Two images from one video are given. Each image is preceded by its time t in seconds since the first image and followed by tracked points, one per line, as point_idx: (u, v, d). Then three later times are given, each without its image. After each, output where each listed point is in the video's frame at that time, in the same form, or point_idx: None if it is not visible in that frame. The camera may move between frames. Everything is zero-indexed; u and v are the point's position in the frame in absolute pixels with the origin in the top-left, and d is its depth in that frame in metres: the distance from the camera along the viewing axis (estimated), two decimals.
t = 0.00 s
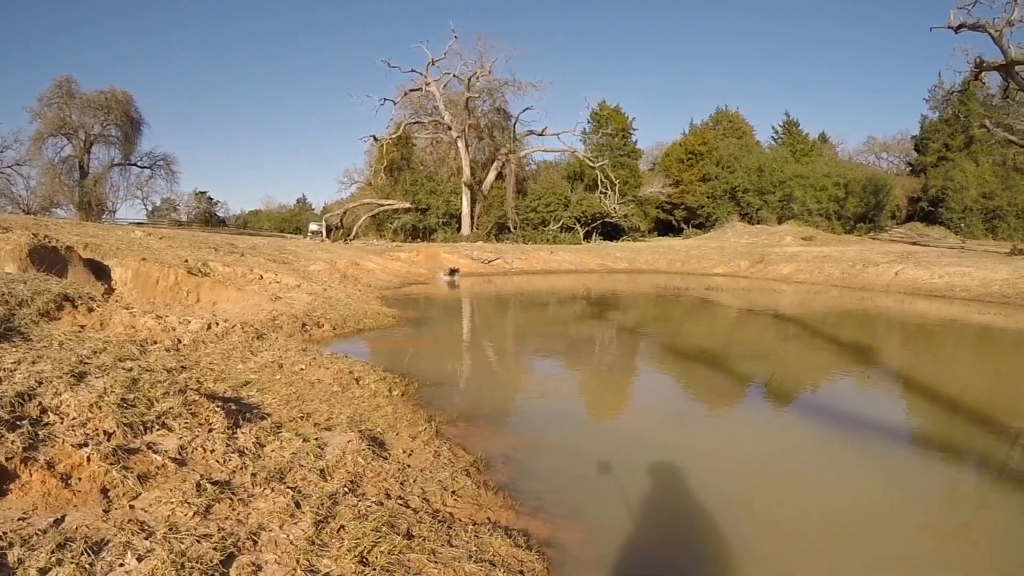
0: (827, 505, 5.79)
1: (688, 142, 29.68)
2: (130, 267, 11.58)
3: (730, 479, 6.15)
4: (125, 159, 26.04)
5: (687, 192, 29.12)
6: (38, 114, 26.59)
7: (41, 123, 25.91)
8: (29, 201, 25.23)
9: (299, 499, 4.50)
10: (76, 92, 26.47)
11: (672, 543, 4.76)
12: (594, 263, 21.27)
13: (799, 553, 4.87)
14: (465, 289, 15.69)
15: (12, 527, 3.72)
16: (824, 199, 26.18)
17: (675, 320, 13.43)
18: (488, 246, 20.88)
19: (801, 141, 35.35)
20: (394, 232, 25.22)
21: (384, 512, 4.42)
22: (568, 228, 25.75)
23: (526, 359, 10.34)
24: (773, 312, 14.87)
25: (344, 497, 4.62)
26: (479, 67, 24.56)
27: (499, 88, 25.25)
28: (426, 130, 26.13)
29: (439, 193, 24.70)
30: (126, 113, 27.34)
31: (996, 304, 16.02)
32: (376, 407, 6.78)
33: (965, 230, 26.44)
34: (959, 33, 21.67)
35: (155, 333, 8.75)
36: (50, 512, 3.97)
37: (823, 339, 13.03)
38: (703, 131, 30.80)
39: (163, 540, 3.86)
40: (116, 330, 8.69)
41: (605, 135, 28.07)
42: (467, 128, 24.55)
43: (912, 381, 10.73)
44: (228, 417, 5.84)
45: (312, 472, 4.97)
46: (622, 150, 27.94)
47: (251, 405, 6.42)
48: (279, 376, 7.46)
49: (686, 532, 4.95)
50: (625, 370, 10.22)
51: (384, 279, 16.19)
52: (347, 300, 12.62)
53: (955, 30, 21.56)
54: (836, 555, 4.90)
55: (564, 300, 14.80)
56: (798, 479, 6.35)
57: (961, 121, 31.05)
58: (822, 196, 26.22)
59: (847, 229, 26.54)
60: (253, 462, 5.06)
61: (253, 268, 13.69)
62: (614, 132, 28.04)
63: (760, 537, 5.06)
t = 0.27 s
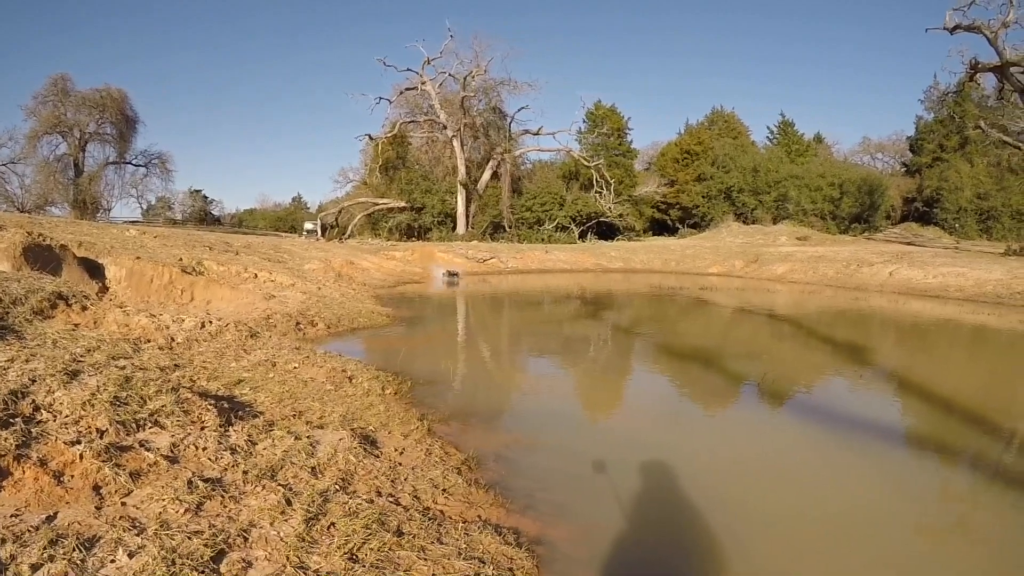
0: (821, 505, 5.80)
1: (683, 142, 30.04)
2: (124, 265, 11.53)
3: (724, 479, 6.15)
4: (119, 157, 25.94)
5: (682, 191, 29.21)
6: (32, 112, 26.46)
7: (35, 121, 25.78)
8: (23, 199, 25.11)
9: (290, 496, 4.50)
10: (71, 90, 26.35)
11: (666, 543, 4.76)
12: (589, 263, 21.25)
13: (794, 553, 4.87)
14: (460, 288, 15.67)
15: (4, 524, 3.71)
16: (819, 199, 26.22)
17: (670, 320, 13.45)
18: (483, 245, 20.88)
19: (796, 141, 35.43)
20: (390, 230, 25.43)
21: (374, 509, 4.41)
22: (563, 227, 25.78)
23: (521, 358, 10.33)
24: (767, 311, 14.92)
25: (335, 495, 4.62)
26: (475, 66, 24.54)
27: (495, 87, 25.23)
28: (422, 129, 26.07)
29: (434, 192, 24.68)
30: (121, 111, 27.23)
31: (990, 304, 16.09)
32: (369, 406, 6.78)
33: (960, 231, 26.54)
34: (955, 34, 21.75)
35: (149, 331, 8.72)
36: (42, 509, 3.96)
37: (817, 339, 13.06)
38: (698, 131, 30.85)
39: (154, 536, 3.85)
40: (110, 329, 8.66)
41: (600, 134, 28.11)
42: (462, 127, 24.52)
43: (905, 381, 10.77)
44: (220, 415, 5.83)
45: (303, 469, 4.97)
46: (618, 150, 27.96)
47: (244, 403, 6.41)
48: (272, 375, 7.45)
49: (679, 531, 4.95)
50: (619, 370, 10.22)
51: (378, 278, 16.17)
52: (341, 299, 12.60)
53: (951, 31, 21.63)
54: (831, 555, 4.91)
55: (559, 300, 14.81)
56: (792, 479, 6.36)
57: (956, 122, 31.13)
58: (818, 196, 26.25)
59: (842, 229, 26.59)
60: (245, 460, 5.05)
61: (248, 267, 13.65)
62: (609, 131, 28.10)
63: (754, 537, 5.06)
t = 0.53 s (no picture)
0: (815, 504, 5.81)
1: (677, 141, 30.16)
2: (116, 264, 11.47)
3: (718, 478, 6.16)
4: (112, 156, 25.83)
5: (675, 190, 29.32)
6: (25, 111, 26.33)
7: (28, 120, 25.66)
8: (16, 199, 25.01)
9: (279, 494, 4.49)
10: (64, 89, 26.23)
11: (659, 542, 4.76)
12: (582, 261, 21.24)
13: (788, 552, 4.88)
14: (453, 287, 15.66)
15: None
16: (812, 198, 26.36)
17: (663, 318, 13.47)
18: (477, 244, 20.87)
19: (789, 140, 35.56)
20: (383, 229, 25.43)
21: (363, 507, 4.41)
22: (557, 226, 25.80)
23: (514, 357, 10.32)
24: (760, 310, 14.96)
25: (324, 493, 4.62)
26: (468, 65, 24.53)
27: (488, 86, 25.21)
28: (415, 127, 25.99)
29: (428, 191, 24.66)
30: (114, 110, 27.12)
31: (982, 303, 16.18)
32: (360, 404, 6.77)
33: (952, 230, 26.66)
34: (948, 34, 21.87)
35: (141, 331, 8.69)
36: (34, 507, 3.94)
37: (810, 338, 13.10)
38: (692, 129, 30.93)
39: (145, 534, 3.84)
40: (102, 328, 8.62)
41: (594, 134, 28.19)
42: (456, 126, 24.50)
43: (897, 379, 10.82)
44: (211, 414, 5.81)
45: (293, 468, 4.96)
46: (611, 149, 28.02)
47: (235, 402, 6.40)
48: (263, 374, 7.43)
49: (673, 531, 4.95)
50: (613, 369, 10.21)
51: (372, 277, 16.15)
52: (334, 298, 12.57)
53: (944, 32, 21.76)
54: (826, 554, 4.91)
55: (552, 298, 14.81)
56: (787, 478, 6.36)
57: (949, 122, 31.25)
58: (811, 195, 26.38)
59: (835, 228, 26.67)
60: (236, 458, 5.04)
61: (240, 266, 13.61)
62: (603, 130, 28.20)
63: (749, 536, 5.06)
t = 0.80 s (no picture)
0: (807, 504, 5.85)
1: (672, 141, 30.33)
2: (108, 259, 11.40)
3: (712, 477, 6.20)
4: (106, 150, 25.68)
5: (669, 190, 29.47)
6: (18, 104, 26.14)
7: (21, 113, 25.48)
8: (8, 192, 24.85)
9: (266, 488, 4.48)
10: (57, 82, 26.07)
11: (648, 540, 4.78)
12: (575, 260, 21.25)
13: (783, 553, 4.90)
14: (446, 285, 15.65)
15: None
16: (806, 199, 26.29)
17: (656, 318, 13.51)
18: (470, 242, 20.87)
19: (783, 141, 35.69)
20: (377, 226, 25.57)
21: (349, 502, 4.41)
22: (551, 224, 25.80)
23: (507, 355, 10.33)
24: (752, 310, 15.00)
25: (311, 488, 4.61)
26: (463, 63, 24.50)
27: (483, 84, 25.20)
28: (409, 124, 25.91)
29: (421, 188, 24.67)
30: (107, 103, 26.96)
31: (973, 306, 16.28)
32: (349, 400, 6.76)
33: (944, 232, 26.80)
34: (943, 38, 21.98)
35: (131, 325, 8.65)
36: (20, 500, 3.92)
37: (802, 338, 13.15)
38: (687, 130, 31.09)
39: (131, 527, 3.82)
40: (92, 322, 8.58)
41: (588, 133, 28.32)
42: (450, 124, 24.46)
43: (886, 381, 10.87)
44: (200, 408, 5.79)
45: (281, 462, 4.95)
46: (605, 148, 28.24)
47: (224, 397, 6.38)
48: (253, 369, 7.41)
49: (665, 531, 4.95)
50: (606, 368, 10.22)
51: (365, 274, 16.12)
52: (325, 295, 12.54)
53: (939, 35, 21.86)
54: (820, 555, 4.94)
55: (545, 297, 14.82)
56: (780, 478, 6.40)
57: (942, 125, 31.37)
58: (804, 197, 26.29)
59: (828, 229, 26.78)
60: (223, 453, 5.02)
61: (232, 262, 13.57)
62: (597, 129, 28.35)
63: (743, 536, 5.08)
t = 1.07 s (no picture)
0: (798, 503, 5.87)
1: (665, 140, 30.48)
2: (99, 257, 11.34)
3: (704, 476, 6.21)
4: (97, 147, 25.54)
5: (663, 188, 29.49)
6: (9, 100, 25.95)
7: (12, 109, 25.30)
8: None
9: (253, 484, 4.48)
10: (49, 78, 25.90)
11: (637, 537, 4.79)
12: (567, 258, 21.25)
13: (776, 552, 4.91)
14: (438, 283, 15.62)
15: None
16: (797, 198, 26.57)
17: (648, 316, 13.53)
18: (463, 239, 20.84)
19: (776, 140, 35.81)
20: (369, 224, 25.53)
21: (336, 498, 4.41)
22: (543, 223, 25.67)
23: (499, 353, 10.32)
24: (744, 309, 15.03)
25: (298, 484, 4.61)
26: (456, 60, 24.46)
27: (477, 82, 25.17)
28: (402, 122, 25.84)
29: (414, 185, 24.65)
30: (99, 100, 26.81)
31: (964, 305, 16.39)
32: (339, 398, 6.75)
33: (936, 232, 26.93)
34: (936, 39, 22.07)
35: (121, 323, 8.61)
36: (8, 495, 3.90)
37: (793, 337, 13.21)
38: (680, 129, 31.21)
39: (118, 522, 3.81)
40: (82, 320, 8.53)
41: (581, 131, 28.39)
42: (443, 122, 24.41)
43: (877, 380, 10.93)
44: (188, 405, 5.77)
45: (268, 459, 4.94)
46: (598, 146, 28.40)
47: (213, 394, 6.36)
48: (243, 367, 7.39)
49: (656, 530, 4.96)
50: (598, 366, 10.22)
51: (357, 272, 16.08)
52: (317, 293, 12.50)
53: (932, 36, 21.96)
54: (813, 554, 4.96)
55: (537, 295, 14.81)
56: (772, 477, 6.42)
57: (935, 125, 31.48)
58: (796, 195, 26.59)
59: (820, 228, 26.86)
60: (212, 449, 5.01)
61: (224, 260, 13.51)
62: (590, 127, 28.38)
63: (735, 535, 5.09)
